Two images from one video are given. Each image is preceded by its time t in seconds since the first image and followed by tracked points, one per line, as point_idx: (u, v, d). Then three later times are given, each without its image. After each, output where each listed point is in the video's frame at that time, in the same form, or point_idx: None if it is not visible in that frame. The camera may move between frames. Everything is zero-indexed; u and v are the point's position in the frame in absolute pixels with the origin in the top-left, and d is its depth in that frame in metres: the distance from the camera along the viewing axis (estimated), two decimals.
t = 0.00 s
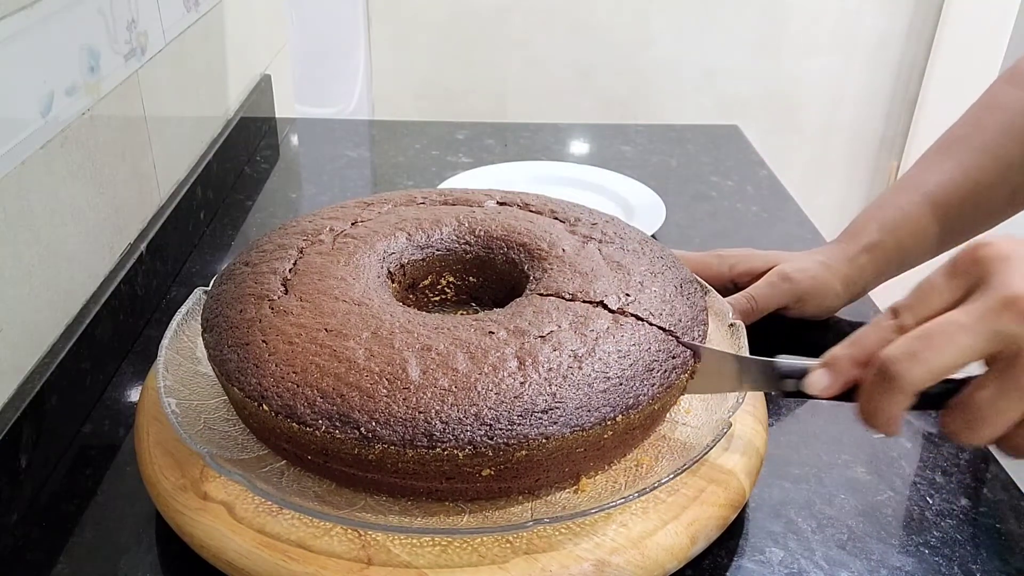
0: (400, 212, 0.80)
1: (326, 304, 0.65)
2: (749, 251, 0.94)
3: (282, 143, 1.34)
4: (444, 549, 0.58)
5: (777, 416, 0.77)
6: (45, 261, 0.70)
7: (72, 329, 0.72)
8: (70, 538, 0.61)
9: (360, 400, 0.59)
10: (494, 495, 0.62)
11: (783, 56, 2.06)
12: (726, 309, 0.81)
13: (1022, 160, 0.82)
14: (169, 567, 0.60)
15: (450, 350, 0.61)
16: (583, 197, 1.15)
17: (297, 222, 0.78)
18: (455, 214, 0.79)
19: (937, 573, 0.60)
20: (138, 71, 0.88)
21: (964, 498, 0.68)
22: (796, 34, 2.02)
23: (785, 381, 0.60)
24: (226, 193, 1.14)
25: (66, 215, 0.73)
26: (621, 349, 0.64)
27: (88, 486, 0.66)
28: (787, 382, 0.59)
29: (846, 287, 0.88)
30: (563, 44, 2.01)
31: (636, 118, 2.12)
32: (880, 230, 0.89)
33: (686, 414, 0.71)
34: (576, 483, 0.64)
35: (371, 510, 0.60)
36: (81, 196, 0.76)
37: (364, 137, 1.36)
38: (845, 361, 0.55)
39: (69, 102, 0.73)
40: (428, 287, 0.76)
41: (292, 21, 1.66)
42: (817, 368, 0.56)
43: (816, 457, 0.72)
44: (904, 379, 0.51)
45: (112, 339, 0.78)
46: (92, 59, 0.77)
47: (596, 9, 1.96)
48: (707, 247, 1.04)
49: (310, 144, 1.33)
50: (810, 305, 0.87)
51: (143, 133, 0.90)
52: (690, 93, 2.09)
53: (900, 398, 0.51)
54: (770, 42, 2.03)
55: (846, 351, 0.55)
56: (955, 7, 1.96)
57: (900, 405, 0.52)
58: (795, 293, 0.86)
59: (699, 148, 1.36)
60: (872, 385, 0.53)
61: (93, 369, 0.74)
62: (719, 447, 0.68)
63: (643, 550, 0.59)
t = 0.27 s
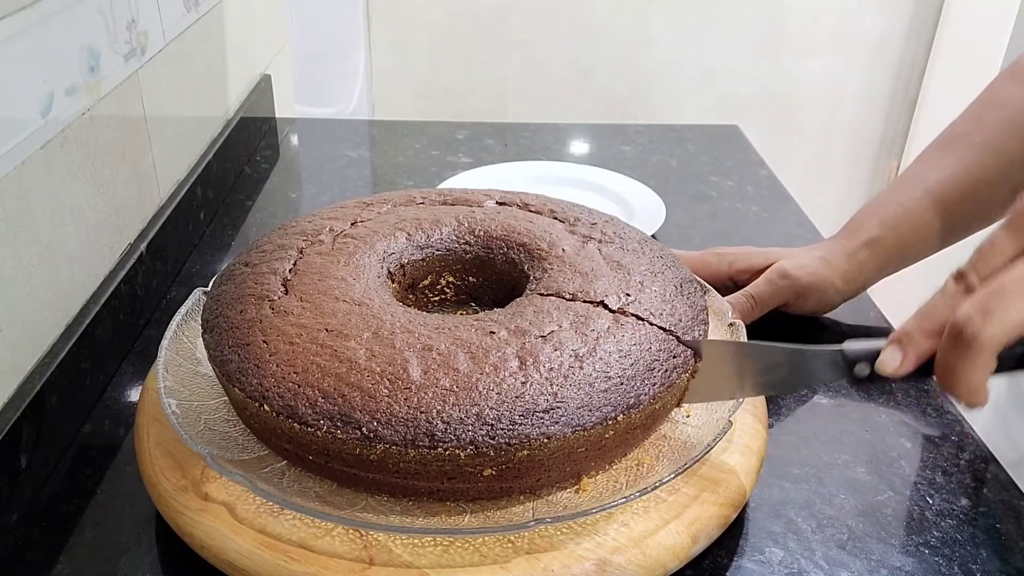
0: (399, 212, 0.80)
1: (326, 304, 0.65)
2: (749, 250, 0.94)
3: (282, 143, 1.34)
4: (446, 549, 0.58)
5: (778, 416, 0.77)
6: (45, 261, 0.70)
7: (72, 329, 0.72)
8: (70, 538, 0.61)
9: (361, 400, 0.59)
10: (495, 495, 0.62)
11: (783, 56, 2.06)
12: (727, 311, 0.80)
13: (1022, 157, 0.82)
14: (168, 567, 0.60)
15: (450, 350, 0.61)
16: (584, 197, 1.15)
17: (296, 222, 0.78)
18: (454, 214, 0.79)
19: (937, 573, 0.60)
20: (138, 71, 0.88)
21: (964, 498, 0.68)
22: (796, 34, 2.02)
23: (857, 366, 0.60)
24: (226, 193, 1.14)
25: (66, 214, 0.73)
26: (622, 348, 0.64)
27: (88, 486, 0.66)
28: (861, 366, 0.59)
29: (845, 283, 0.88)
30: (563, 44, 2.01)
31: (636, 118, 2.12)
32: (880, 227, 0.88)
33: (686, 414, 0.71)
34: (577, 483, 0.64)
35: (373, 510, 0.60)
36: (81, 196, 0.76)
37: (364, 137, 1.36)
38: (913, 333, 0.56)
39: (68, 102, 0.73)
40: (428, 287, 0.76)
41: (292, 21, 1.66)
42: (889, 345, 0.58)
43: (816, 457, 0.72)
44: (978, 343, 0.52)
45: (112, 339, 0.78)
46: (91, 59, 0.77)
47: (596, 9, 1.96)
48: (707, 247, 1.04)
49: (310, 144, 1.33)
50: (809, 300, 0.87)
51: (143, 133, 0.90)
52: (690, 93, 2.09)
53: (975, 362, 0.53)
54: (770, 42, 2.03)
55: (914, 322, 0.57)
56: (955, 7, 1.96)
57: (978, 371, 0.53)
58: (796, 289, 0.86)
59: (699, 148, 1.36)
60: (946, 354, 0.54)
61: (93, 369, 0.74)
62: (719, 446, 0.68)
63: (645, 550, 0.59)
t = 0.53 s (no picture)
0: (398, 212, 0.80)
1: (326, 304, 0.65)
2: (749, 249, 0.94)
3: (282, 143, 1.34)
4: (448, 549, 0.58)
5: (778, 416, 0.77)
6: (45, 261, 0.70)
7: (72, 329, 0.72)
8: (70, 538, 0.61)
9: (362, 401, 0.59)
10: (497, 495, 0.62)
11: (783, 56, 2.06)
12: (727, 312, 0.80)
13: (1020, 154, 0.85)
14: (168, 566, 0.60)
15: (451, 350, 0.61)
16: (585, 198, 1.15)
17: (295, 222, 0.78)
18: (454, 214, 0.79)
19: (937, 573, 0.60)
20: (138, 71, 0.88)
21: (965, 498, 0.68)
22: (796, 34, 2.02)
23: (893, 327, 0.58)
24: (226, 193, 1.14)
25: (66, 214, 0.73)
26: (624, 348, 0.64)
27: (88, 486, 0.66)
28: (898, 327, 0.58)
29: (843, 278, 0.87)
30: (563, 44, 2.01)
31: (636, 118, 2.12)
32: (879, 223, 0.89)
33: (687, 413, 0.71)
34: (578, 482, 0.64)
35: (375, 510, 0.61)
36: (81, 196, 0.76)
37: (364, 137, 1.36)
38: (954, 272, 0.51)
39: (69, 102, 0.73)
40: (428, 287, 0.76)
41: (293, 21, 1.66)
42: (922, 294, 0.53)
43: (816, 457, 0.72)
44: None
45: (112, 339, 0.78)
46: (91, 59, 0.77)
47: (596, 9, 1.96)
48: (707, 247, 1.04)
49: (310, 144, 1.33)
50: (809, 298, 0.86)
51: (143, 132, 0.90)
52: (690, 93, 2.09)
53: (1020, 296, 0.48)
54: (770, 43, 2.03)
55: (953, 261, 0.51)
56: (955, 7, 1.95)
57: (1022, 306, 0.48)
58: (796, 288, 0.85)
59: (699, 148, 1.36)
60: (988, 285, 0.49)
61: (93, 369, 0.74)
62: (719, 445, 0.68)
63: (646, 549, 0.59)
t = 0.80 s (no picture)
0: (391, 213, 0.80)
1: (330, 308, 0.65)
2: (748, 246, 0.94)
3: (282, 143, 1.34)
4: (468, 548, 0.58)
5: (778, 416, 0.77)
6: (45, 262, 0.70)
7: (72, 329, 0.72)
8: (70, 538, 0.61)
9: (376, 403, 0.59)
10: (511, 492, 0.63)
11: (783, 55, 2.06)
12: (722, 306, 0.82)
13: None
14: (168, 566, 0.60)
15: (460, 350, 0.61)
16: (585, 198, 1.15)
17: (288, 226, 0.78)
18: (447, 214, 0.79)
19: (937, 573, 0.60)
20: (138, 71, 0.88)
21: (964, 498, 0.68)
22: (796, 33, 2.02)
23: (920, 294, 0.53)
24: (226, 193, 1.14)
25: (66, 214, 0.73)
26: (630, 343, 0.65)
27: (88, 486, 0.66)
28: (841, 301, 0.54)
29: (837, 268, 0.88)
30: (563, 44, 2.01)
31: (636, 118, 2.12)
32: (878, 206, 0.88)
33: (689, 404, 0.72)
34: (590, 476, 0.64)
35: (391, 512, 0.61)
36: (81, 196, 0.76)
37: (364, 137, 1.36)
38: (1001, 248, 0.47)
39: (69, 102, 0.73)
40: (424, 288, 0.76)
41: (292, 21, 1.66)
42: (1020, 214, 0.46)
43: (815, 457, 0.72)
44: None
45: (112, 339, 0.78)
46: (92, 59, 0.77)
47: (596, 9, 1.96)
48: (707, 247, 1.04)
49: (310, 144, 1.34)
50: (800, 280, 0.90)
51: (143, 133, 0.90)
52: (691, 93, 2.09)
53: None
54: (771, 43, 2.03)
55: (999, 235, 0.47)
56: (955, 7, 1.96)
57: None
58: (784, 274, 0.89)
59: (699, 148, 1.36)
60: None
61: (93, 369, 0.74)
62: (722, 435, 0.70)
63: (663, 540, 0.59)
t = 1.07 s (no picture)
0: (384, 215, 0.80)
1: (336, 312, 0.65)
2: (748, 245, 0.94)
3: (282, 143, 1.34)
4: (486, 547, 0.58)
5: (778, 416, 0.77)
6: (46, 261, 0.70)
7: (72, 329, 0.72)
8: (70, 538, 0.61)
9: (390, 406, 0.59)
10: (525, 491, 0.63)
11: (783, 55, 2.06)
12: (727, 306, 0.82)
13: None
14: (169, 566, 0.60)
15: (470, 350, 0.62)
16: (585, 197, 1.15)
17: (282, 231, 0.77)
18: (442, 215, 0.79)
19: (937, 573, 0.60)
20: (138, 71, 0.88)
21: (964, 498, 0.68)
22: (796, 33, 2.02)
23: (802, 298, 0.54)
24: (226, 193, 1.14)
25: (67, 214, 0.73)
26: (636, 338, 0.65)
27: (89, 486, 0.66)
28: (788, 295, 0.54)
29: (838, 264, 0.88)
30: (563, 44, 2.01)
31: (636, 118, 2.12)
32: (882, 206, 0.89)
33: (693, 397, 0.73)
34: (602, 471, 0.65)
35: (408, 514, 0.60)
36: (81, 196, 0.76)
37: (364, 137, 1.36)
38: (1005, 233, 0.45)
39: (68, 102, 0.73)
40: (422, 290, 0.75)
41: (292, 20, 1.66)
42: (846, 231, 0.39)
43: (815, 457, 0.72)
44: None
45: (112, 339, 0.78)
46: (91, 59, 0.77)
47: (596, 9, 1.96)
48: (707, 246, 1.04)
49: (310, 144, 1.34)
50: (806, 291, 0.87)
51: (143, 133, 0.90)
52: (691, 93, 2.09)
53: None
54: (771, 43, 2.03)
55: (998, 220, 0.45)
56: (956, 8, 1.94)
57: None
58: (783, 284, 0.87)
59: (699, 148, 1.36)
60: None
61: (93, 369, 0.74)
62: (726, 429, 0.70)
63: (676, 533, 0.60)
